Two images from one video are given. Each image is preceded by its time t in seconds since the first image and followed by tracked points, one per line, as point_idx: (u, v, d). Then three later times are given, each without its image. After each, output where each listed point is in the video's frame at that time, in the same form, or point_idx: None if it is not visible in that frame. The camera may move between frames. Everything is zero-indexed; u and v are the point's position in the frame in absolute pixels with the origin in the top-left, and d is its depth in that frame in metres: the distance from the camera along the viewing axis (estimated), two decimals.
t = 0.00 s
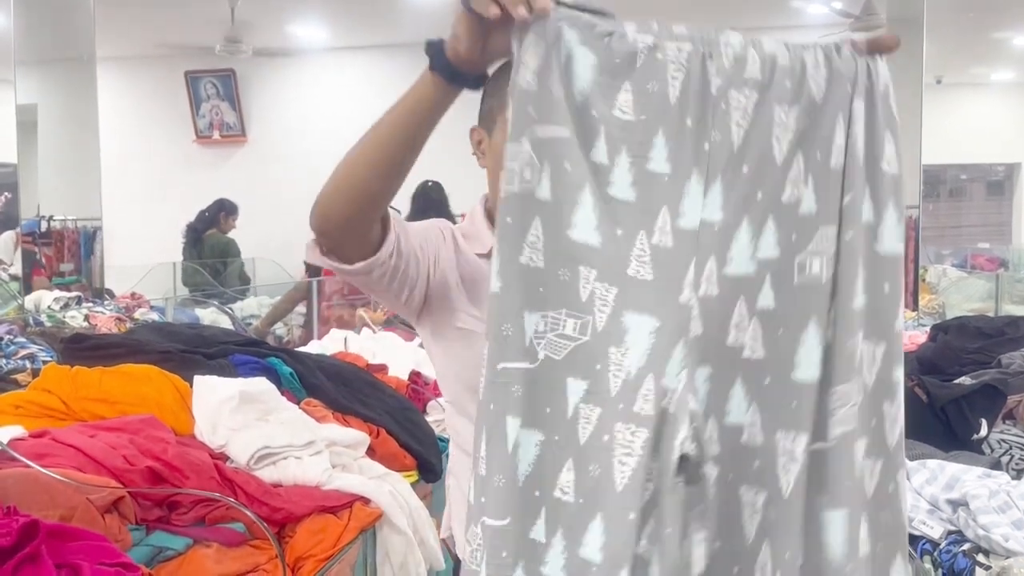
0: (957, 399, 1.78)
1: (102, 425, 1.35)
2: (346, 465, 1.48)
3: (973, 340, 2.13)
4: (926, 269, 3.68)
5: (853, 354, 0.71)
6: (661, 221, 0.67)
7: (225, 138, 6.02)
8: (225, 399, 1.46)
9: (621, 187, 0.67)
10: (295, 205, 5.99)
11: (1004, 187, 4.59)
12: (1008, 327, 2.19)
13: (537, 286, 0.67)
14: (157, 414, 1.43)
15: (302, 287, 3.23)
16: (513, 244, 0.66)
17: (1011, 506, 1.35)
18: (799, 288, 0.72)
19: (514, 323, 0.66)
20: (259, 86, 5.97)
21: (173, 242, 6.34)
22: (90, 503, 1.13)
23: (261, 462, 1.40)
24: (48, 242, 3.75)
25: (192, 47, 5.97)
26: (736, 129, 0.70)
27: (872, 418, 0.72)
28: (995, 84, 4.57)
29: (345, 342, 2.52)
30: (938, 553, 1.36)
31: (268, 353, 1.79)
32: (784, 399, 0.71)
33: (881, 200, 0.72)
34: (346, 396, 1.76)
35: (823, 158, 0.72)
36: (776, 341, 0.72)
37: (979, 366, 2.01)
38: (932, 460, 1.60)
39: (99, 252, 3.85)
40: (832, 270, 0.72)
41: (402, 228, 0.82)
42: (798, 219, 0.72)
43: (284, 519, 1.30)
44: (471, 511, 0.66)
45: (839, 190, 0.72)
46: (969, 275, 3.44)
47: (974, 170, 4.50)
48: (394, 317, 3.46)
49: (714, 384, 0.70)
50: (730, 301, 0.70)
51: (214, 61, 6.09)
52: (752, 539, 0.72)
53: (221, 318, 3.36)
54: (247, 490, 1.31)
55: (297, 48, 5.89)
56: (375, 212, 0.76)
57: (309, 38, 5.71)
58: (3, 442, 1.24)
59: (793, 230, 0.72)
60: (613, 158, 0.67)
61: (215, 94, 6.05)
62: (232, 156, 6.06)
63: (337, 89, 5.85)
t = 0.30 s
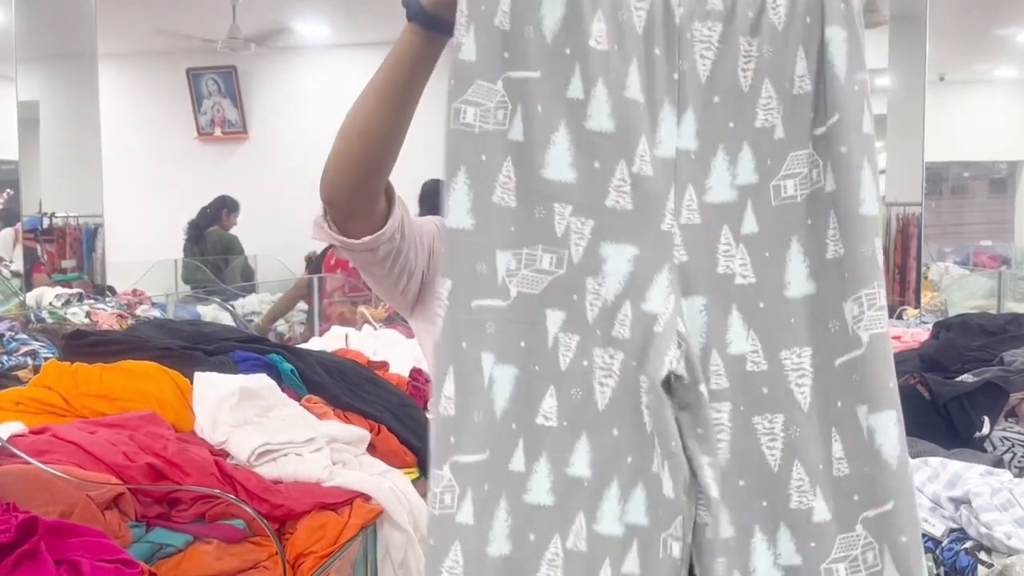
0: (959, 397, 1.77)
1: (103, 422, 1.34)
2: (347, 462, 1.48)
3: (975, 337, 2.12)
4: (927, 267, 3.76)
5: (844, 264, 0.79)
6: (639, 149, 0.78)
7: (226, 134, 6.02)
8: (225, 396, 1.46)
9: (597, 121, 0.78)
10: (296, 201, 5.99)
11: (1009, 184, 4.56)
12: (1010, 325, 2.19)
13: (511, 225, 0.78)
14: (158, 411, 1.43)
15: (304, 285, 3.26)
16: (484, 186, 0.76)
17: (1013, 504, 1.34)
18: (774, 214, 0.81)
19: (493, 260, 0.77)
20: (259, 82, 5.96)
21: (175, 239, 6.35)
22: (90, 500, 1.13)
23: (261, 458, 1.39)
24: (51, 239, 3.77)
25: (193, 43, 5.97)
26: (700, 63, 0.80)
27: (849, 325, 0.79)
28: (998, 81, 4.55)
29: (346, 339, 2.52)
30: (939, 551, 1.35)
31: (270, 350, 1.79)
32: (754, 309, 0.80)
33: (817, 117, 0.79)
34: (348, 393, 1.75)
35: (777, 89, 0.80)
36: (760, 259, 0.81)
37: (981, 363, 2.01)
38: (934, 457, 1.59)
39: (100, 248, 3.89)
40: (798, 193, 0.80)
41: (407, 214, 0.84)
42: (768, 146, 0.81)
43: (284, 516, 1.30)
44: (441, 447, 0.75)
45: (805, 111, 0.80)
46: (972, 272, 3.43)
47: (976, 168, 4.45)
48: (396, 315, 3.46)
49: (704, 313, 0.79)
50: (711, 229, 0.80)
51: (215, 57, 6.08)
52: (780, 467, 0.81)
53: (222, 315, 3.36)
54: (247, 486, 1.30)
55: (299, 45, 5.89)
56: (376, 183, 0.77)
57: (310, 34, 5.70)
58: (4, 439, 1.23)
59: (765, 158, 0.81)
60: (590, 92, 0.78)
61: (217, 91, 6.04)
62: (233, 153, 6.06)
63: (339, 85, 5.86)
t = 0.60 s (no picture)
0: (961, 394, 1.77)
1: (104, 417, 1.34)
2: (348, 457, 1.48)
3: (976, 333, 2.12)
4: (928, 264, 3.71)
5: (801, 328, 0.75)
6: (618, 186, 0.67)
7: (227, 130, 6.02)
8: (226, 391, 1.46)
9: (581, 152, 0.66)
10: (297, 197, 6.00)
11: (1008, 181, 4.46)
12: (1011, 320, 2.18)
13: (518, 248, 0.63)
14: (159, 406, 1.43)
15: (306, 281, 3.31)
16: (499, 200, 0.62)
17: (1014, 499, 1.35)
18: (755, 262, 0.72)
19: (507, 281, 0.62)
20: (259, 77, 5.97)
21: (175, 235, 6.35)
22: (92, 494, 1.13)
23: (261, 454, 1.39)
24: (51, 234, 3.79)
25: (194, 39, 5.97)
26: (674, 109, 0.71)
27: (795, 375, 0.74)
28: (999, 77, 4.45)
29: (347, 335, 2.52)
30: (940, 546, 1.33)
31: (270, 346, 1.78)
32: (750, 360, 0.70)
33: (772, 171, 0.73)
34: (348, 388, 1.76)
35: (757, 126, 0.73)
36: (735, 304, 0.70)
37: (981, 359, 2.00)
38: (935, 453, 1.60)
39: (101, 244, 3.92)
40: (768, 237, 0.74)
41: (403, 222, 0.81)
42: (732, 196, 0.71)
43: (284, 511, 1.29)
44: (465, 469, 0.61)
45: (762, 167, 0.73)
46: (973, 269, 3.42)
47: (979, 164, 4.41)
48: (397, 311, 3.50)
49: (676, 350, 0.67)
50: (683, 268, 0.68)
51: (215, 53, 6.08)
52: (751, 512, 0.68)
53: (223, 310, 3.36)
54: (248, 481, 1.31)
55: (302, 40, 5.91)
56: (377, 202, 0.74)
57: (311, 30, 5.70)
58: (6, 434, 1.24)
59: (733, 205, 0.71)
60: (572, 123, 0.66)
61: (217, 87, 6.03)
62: (234, 149, 6.07)
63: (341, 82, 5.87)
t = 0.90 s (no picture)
0: (961, 390, 1.77)
1: (105, 411, 1.35)
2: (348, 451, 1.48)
3: (976, 329, 2.12)
4: (929, 261, 3.68)
5: (735, 443, 0.58)
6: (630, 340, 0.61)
7: (227, 125, 6.03)
8: (227, 385, 1.46)
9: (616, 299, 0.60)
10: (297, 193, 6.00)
11: (1008, 178, 4.51)
12: (1011, 316, 2.18)
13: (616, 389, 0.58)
14: (159, 400, 1.43)
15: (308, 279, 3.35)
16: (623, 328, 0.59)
17: (1013, 496, 1.35)
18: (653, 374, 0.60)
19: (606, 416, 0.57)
20: (261, 73, 5.98)
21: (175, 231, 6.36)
22: (93, 488, 1.13)
23: (261, 448, 1.39)
24: (51, 229, 3.78)
25: (193, 35, 5.97)
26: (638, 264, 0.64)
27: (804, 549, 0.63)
28: (1001, 74, 4.49)
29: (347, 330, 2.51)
30: (939, 541, 1.34)
31: (271, 340, 1.78)
32: (661, 481, 0.60)
33: (690, 283, 0.62)
34: (348, 383, 1.76)
35: (650, 248, 0.62)
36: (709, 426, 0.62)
37: (981, 355, 2.00)
38: (935, 449, 1.59)
39: (101, 240, 3.91)
40: (687, 356, 0.59)
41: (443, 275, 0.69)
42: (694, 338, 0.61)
43: (285, 505, 1.30)
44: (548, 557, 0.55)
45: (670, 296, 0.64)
46: (972, 265, 3.43)
47: (979, 161, 4.42)
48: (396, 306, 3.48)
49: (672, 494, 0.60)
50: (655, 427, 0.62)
51: (215, 48, 6.08)
52: None
53: (223, 305, 3.37)
54: (248, 475, 1.31)
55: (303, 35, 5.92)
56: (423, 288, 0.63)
57: (312, 26, 5.71)
58: (6, 427, 1.24)
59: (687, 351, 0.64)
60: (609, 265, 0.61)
61: (217, 82, 6.03)
62: (233, 144, 6.06)
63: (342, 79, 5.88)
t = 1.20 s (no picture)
0: (960, 386, 1.78)
1: (106, 405, 1.34)
2: (349, 446, 1.48)
3: (976, 325, 2.12)
4: (927, 257, 3.70)
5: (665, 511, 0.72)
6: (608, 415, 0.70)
7: (226, 121, 6.03)
8: (228, 380, 1.46)
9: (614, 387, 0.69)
10: (296, 189, 6.01)
11: (1006, 175, 4.51)
12: (1011, 312, 2.18)
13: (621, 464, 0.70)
14: (160, 395, 1.43)
15: (309, 275, 3.38)
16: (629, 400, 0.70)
17: (1014, 491, 1.35)
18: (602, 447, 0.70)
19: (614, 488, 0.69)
20: (260, 68, 5.98)
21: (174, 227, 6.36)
22: (94, 482, 1.13)
23: (263, 442, 1.39)
24: (50, 224, 3.79)
25: (193, 30, 5.98)
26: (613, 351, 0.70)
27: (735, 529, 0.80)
28: (999, 71, 4.49)
29: (347, 325, 2.50)
30: (940, 537, 1.34)
31: (271, 335, 1.78)
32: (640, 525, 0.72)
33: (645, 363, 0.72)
34: (349, 377, 1.76)
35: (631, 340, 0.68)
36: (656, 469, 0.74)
37: (981, 351, 2.01)
38: (935, 444, 1.60)
39: (101, 235, 3.90)
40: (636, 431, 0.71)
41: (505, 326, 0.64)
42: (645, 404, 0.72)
43: (286, 500, 1.30)
44: None
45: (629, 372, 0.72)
46: (971, 261, 3.44)
47: (977, 158, 4.41)
48: (396, 302, 3.50)
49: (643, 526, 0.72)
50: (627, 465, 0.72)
51: (214, 43, 6.08)
52: None
53: (222, 301, 3.37)
54: (249, 470, 1.31)
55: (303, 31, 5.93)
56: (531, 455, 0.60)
57: (311, 22, 5.71)
58: (7, 421, 1.24)
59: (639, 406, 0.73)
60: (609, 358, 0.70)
61: (217, 77, 6.03)
62: (233, 140, 6.06)
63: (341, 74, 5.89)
